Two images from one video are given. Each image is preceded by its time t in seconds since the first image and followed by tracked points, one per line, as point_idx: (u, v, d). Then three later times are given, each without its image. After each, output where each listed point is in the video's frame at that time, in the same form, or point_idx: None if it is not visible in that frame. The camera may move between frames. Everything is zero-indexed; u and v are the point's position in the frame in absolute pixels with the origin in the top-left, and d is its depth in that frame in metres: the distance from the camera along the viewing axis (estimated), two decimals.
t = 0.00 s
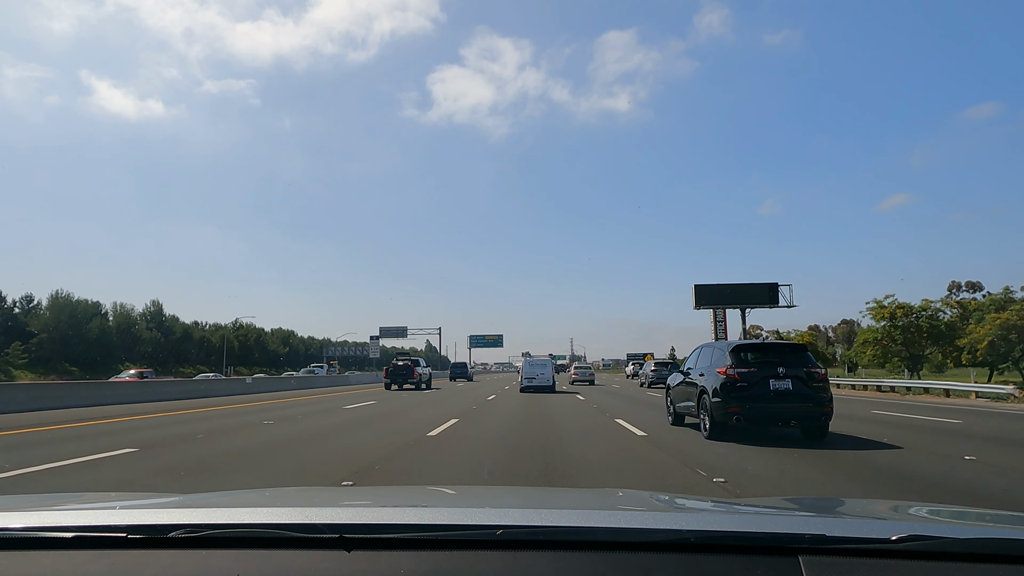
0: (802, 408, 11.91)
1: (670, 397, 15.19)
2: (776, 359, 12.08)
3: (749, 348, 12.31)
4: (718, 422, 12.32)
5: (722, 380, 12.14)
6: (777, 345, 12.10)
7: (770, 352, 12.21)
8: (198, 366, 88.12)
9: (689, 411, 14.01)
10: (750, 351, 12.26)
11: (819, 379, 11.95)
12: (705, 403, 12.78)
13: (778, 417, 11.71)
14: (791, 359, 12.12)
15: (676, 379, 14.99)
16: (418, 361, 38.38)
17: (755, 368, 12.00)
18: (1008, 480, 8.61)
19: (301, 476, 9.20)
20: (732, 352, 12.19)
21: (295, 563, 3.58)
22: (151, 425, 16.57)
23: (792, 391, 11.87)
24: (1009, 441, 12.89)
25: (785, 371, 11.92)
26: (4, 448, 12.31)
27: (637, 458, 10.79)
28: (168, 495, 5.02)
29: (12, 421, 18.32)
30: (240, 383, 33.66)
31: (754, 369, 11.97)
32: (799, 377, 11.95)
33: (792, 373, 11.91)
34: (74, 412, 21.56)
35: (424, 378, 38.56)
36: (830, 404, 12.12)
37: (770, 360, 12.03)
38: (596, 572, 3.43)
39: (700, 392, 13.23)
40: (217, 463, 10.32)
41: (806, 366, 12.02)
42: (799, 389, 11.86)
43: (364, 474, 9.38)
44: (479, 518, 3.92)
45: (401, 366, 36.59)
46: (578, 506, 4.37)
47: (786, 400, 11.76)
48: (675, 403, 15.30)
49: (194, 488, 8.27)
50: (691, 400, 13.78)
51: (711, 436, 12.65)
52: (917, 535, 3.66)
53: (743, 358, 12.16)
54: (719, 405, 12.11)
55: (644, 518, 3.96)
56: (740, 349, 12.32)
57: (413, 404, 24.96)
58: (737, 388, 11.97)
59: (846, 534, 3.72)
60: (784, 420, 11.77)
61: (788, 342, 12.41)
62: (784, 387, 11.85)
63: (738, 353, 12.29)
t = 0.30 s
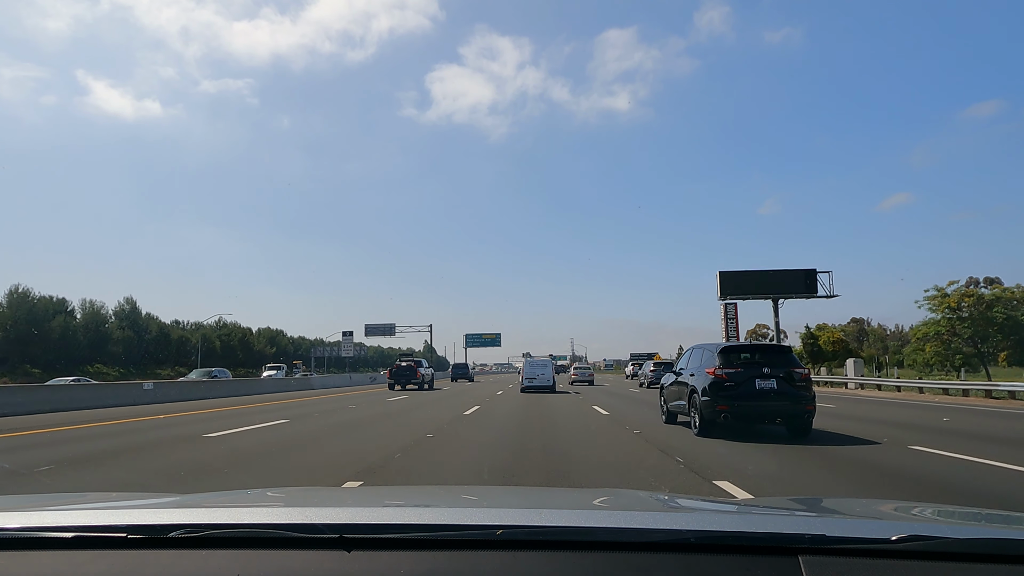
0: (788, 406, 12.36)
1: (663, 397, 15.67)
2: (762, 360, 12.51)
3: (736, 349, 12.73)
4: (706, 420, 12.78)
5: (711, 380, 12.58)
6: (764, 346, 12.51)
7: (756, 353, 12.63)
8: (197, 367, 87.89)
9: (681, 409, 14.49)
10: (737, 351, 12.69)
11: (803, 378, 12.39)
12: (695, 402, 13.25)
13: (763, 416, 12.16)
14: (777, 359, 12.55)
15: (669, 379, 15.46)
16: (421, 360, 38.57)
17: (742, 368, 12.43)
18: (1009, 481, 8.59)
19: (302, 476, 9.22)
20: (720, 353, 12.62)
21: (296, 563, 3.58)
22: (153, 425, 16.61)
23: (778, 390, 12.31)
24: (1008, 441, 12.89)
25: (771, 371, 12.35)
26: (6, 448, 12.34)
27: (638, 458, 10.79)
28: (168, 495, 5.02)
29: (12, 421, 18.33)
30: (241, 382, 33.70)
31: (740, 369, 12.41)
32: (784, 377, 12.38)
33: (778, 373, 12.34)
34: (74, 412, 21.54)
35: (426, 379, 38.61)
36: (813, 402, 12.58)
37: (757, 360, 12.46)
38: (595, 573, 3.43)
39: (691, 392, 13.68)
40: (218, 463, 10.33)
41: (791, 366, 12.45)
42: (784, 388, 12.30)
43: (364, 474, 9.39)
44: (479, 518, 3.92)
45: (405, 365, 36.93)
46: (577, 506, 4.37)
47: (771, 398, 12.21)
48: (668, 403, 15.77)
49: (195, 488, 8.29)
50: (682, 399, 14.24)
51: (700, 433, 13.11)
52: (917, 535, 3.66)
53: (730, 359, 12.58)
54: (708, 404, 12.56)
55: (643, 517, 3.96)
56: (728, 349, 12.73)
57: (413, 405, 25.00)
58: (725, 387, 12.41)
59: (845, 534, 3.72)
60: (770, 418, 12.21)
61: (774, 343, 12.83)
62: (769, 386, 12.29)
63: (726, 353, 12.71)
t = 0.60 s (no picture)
0: (772, 404, 12.96)
1: (657, 395, 16.34)
2: (749, 360, 13.09)
3: (725, 350, 13.33)
4: (696, 417, 13.41)
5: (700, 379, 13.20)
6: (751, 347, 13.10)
7: (744, 354, 13.22)
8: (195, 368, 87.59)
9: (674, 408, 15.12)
10: (725, 352, 13.28)
11: (787, 378, 12.96)
12: (686, 401, 13.90)
13: (749, 413, 12.76)
14: (762, 360, 13.14)
15: (663, 379, 16.11)
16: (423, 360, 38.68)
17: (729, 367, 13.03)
18: (1009, 480, 8.59)
19: (302, 476, 9.21)
20: (709, 354, 13.24)
21: (295, 563, 3.57)
22: (153, 425, 16.62)
23: (763, 389, 12.90)
24: (1009, 441, 12.88)
25: (757, 371, 12.94)
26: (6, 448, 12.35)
27: (639, 458, 10.77)
28: (169, 495, 5.02)
29: (11, 421, 18.32)
30: (241, 383, 33.67)
31: (728, 369, 13.01)
32: (769, 376, 12.96)
33: (763, 373, 12.92)
34: (73, 412, 21.51)
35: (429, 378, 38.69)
36: (797, 401, 13.14)
37: (743, 361, 13.05)
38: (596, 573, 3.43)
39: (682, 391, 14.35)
40: (218, 463, 10.33)
41: (776, 366, 13.03)
42: (768, 387, 12.88)
43: (365, 474, 9.38)
44: (479, 518, 3.92)
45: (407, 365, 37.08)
46: (578, 506, 4.37)
47: (756, 396, 12.81)
48: (662, 401, 16.41)
49: (195, 488, 8.29)
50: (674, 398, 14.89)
51: (691, 430, 13.75)
52: (917, 535, 3.66)
53: (718, 359, 13.18)
54: (697, 401, 13.20)
55: (643, 517, 3.96)
56: (717, 350, 13.34)
57: (413, 405, 25.03)
58: (713, 386, 13.02)
59: (845, 534, 3.72)
60: (756, 416, 12.81)
61: (760, 344, 13.41)
62: (755, 385, 12.89)
63: (715, 354, 13.32)
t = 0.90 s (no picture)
0: (757, 402, 13.72)
1: (650, 394, 17.02)
2: (736, 360, 13.84)
3: (713, 350, 14.08)
4: (686, 414, 14.18)
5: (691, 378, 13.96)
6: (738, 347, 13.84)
7: (731, 354, 13.96)
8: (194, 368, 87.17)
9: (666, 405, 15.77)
10: (714, 352, 14.03)
11: (771, 377, 13.71)
12: (677, 399, 14.65)
13: (736, 409, 13.49)
14: (748, 359, 13.89)
15: (655, 378, 16.79)
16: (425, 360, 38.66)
17: (717, 367, 13.80)
18: (1010, 480, 8.57)
19: (302, 476, 9.20)
20: (699, 354, 13.99)
21: (294, 564, 3.57)
22: (153, 424, 16.61)
23: (749, 387, 13.66)
24: (1010, 440, 12.83)
25: (743, 370, 13.69)
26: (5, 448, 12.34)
27: (640, 458, 10.74)
28: (168, 495, 5.01)
29: (9, 421, 18.26)
30: (240, 382, 33.55)
31: (716, 368, 13.78)
32: (754, 375, 13.72)
33: (749, 372, 13.68)
34: (71, 412, 21.43)
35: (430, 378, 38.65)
36: (781, 398, 13.90)
37: (731, 361, 13.80)
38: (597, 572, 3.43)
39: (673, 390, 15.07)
40: (217, 463, 10.31)
41: (761, 366, 13.78)
42: (754, 385, 13.64)
43: (365, 474, 9.36)
44: (479, 518, 3.92)
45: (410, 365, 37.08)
46: (578, 506, 4.38)
47: (743, 394, 13.55)
48: (655, 400, 17.07)
49: (194, 488, 8.27)
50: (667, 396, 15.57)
51: (682, 426, 14.51)
52: (918, 535, 3.66)
53: (708, 359, 13.94)
54: (688, 399, 13.97)
55: (643, 517, 3.96)
56: (706, 350, 14.10)
57: (414, 404, 25.02)
58: (702, 384, 13.79)
59: (846, 534, 3.72)
60: (742, 413, 13.56)
61: (747, 345, 14.15)
62: (742, 384, 13.64)
63: (704, 354, 14.07)
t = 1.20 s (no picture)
0: (745, 401, 13.93)
1: (644, 394, 17.27)
2: (725, 360, 14.02)
3: (703, 350, 14.25)
4: (677, 412, 14.42)
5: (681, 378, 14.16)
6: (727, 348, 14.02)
7: (720, 354, 14.13)
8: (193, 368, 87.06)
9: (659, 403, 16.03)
10: (704, 352, 14.18)
11: (758, 377, 13.91)
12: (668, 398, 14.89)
13: (725, 409, 13.72)
14: (737, 359, 14.08)
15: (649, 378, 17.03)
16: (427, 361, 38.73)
17: (706, 367, 13.99)
18: (1009, 480, 8.57)
19: (302, 476, 9.21)
20: (689, 354, 14.17)
21: (294, 564, 3.58)
22: (154, 425, 16.64)
23: (738, 387, 13.88)
24: (1009, 440, 12.83)
25: (732, 370, 13.90)
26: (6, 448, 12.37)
27: (640, 458, 10.75)
28: (168, 495, 5.02)
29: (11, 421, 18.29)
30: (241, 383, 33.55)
31: (705, 368, 13.97)
32: (743, 375, 13.90)
33: (738, 372, 13.87)
34: (72, 413, 21.45)
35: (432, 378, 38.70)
36: (768, 397, 14.11)
37: (720, 361, 13.99)
38: (597, 572, 3.43)
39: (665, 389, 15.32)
40: (218, 463, 10.32)
41: (749, 366, 13.97)
42: (742, 386, 13.84)
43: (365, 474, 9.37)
44: (480, 518, 3.93)
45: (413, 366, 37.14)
46: (578, 506, 4.38)
47: (732, 394, 13.77)
48: (650, 399, 17.31)
49: (195, 488, 8.29)
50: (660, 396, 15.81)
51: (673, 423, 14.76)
52: (918, 535, 3.66)
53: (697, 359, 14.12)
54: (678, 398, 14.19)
55: (644, 517, 3.96)
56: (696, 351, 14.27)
57: (415, 405, 25.06)
58: (692, 384, 13.99)
59: (846, 534, 3.71)
60: (730, 412, 13.79)
61: (736, 346, 14.31)
62: (730, 384, 13.84)
63: (694, 354, 14.25)
